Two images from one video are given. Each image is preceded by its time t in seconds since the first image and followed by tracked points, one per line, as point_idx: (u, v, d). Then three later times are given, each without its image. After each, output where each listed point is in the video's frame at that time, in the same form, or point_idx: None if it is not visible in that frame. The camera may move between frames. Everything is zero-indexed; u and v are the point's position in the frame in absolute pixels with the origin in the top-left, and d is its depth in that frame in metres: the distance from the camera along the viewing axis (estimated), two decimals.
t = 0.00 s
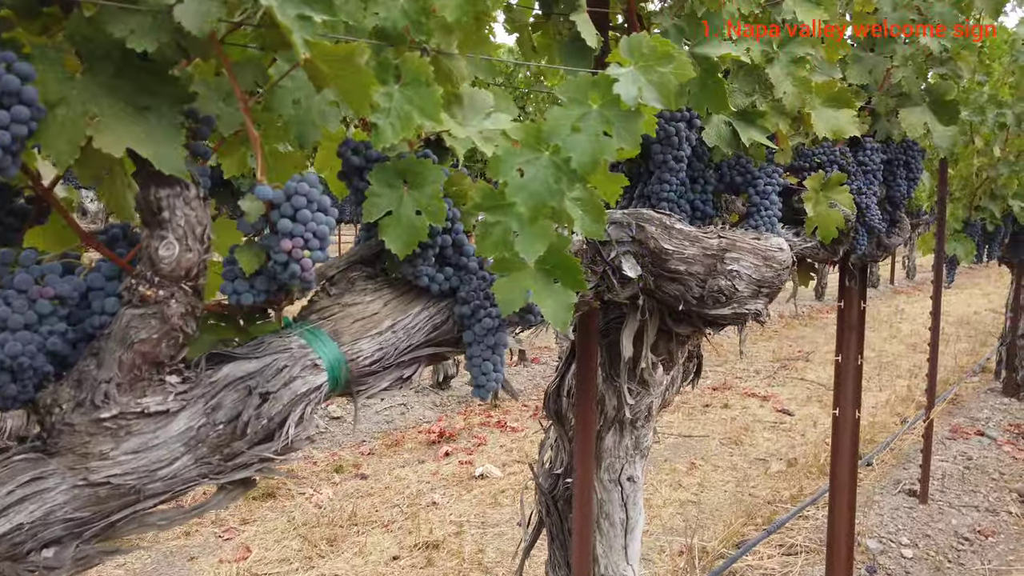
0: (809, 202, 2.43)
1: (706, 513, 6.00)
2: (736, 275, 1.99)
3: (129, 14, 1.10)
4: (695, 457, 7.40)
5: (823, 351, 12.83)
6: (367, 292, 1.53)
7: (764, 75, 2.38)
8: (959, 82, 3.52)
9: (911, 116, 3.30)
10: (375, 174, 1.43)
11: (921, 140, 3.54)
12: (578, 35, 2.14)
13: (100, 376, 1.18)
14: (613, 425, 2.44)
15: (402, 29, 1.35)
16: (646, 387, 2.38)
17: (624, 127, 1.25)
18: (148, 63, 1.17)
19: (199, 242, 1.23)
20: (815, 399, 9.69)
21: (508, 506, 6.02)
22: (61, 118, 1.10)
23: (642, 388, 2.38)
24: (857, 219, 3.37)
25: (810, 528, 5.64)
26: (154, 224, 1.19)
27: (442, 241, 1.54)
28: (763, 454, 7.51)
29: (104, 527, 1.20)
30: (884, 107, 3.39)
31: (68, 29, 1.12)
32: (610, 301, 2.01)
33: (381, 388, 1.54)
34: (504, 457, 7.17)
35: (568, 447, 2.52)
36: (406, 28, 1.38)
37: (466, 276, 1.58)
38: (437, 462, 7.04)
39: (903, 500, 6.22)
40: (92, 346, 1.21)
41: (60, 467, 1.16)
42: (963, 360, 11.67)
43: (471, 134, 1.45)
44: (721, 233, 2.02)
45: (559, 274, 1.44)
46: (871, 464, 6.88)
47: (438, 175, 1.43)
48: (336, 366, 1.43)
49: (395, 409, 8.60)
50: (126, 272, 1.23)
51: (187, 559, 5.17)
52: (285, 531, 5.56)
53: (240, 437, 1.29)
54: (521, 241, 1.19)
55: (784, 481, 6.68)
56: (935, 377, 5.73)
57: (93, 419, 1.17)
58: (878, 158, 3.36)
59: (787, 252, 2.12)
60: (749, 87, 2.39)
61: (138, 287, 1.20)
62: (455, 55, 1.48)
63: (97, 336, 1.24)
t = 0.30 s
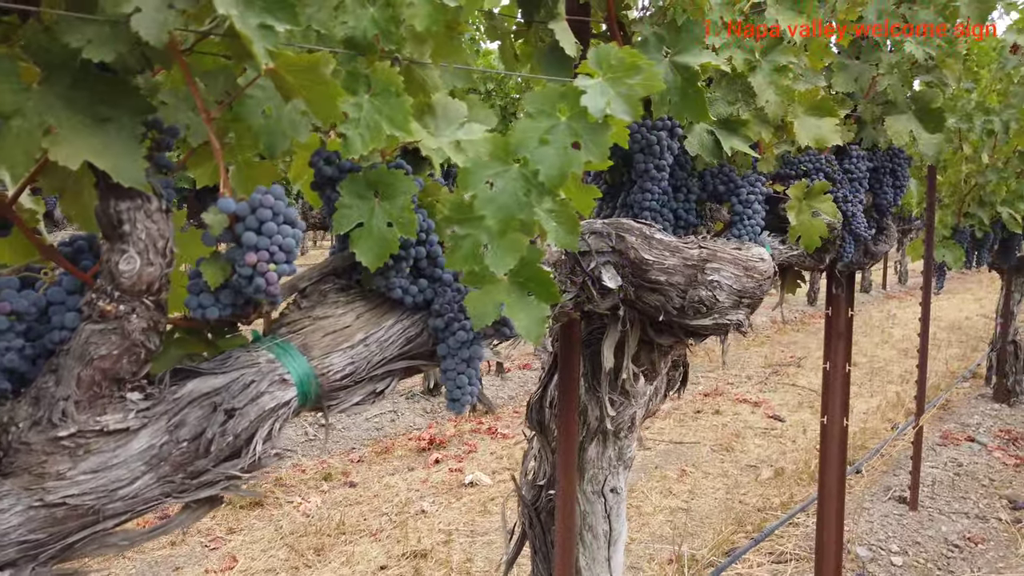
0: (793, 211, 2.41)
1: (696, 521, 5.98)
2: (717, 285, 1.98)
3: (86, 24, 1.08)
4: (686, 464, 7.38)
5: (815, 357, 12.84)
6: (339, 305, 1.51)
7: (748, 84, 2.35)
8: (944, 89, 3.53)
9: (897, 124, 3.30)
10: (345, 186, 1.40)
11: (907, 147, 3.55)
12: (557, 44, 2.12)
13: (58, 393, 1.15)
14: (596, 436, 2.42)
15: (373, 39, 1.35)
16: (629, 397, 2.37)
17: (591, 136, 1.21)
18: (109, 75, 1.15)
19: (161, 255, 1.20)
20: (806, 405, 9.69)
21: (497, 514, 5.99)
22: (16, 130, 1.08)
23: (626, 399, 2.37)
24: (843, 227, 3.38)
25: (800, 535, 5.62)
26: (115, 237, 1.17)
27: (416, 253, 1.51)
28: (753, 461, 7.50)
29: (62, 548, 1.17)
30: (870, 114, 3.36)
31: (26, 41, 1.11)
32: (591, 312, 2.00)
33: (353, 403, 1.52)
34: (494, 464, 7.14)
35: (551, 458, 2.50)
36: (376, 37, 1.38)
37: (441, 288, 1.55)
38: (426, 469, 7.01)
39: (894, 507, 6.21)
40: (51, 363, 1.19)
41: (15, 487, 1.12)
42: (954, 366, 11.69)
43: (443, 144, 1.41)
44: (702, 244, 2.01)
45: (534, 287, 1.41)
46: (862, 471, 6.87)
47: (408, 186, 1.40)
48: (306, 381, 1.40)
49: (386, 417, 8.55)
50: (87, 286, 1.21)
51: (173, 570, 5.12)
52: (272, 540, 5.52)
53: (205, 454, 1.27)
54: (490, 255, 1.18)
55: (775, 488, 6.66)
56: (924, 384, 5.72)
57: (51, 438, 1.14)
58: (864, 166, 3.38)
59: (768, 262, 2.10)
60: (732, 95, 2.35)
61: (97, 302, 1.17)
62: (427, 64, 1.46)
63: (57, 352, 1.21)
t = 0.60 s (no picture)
0: (775, 218, 2.40)
1: (686, 527, 5.95)
2: (696, 293, 1.96)
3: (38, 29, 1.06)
4: (677, 470, 7.36)
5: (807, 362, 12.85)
6: (308, 315, 1.48)
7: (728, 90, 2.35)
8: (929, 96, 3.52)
9: (881, 131, 3.29)
10: (313, 195, 1.37)
11: (893, 154, 3.55)
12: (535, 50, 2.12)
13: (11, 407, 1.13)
14: (578, 445, 2.40)
15: (340, 45, 1.33)
16: (611, 406, 2.35)
17: (556, 144, 1.15)
18: (65, 81, 1.13)
19: (119, 265, 1.17)
20: (797, 411, 9.69)
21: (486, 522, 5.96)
22: None
23: (608, 408, 2.34)
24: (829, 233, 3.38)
25: (790, 542, 5.61)
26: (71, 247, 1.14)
27: (387, 260, 1.49)
28: (744, 467, 7.48)
29: (16, 566, 1.14)
30: (854, 121, 3.35)
31: None
32: (570, 320, 1.98)
33: (323, 414, 1.49)
34: (484, 471, 7.10)
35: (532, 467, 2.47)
36: (343, 42, 1.35)
37: (412, 297, 1.53)
38: (416, 476, 6.97)
39: (884, 513, 6.19)
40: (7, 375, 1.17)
41: None
42: (945, 371, 11.71)
43: (412, 151, 1.38)
44: (681, 251, 1.99)
45: (506, 297, 1.39)
46: (852, 477, 6.86)
47: (378, 195, 1.37)
48: (273, 393, 1.37)
49: (376, 423, 8.52)
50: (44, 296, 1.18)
51: None
52: (259, 549, 5.48)
53: (165, 469, 1.24)
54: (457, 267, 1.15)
55: (765, 495, 6.64)
56: (913, 390, 5.72)
57: (4, 453, 1.12)
58: (849, 172, 3.38)
59: (748, 269, 2.08)
60: (712, 103, 2.37)
61: (53, 313, 1.14)
62: (398, 71, 1.46)
63: (14, 363, 1.19)
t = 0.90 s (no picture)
0: (752, 226, 2.38)
1: (675, 535, 5.92)
2: (668, 303, 1.94)
3: None
4: (667, 476, 7.33)
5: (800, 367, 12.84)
6: (265, 327, 1.46)
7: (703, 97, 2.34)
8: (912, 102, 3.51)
9: (863, 138, 3.28)
10: (269, 205, 1.35)
11: (875, 161, 3.55)
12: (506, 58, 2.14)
13: None
14: (554, 454, 2.38)
15: (294, 53, 1.30)
16: (586, 415, 2.33)
17: (505, 155, 1.14)
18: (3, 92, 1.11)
19: (61, 278, 1.16)
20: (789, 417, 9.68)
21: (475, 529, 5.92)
22: None
23: (583, 416, 2.33)
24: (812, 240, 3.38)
25: (779, 549, 5.58)
26: (11, 258, 1.12)
27: (348, 271, 1.47)
28: (735, 473, 7.46)
29: None
30: (836, 127, 3.36)
31: None
32: (541, 330, 1.95)
33: (281, 427, 1.46)
34: (473, 478, 7.07)
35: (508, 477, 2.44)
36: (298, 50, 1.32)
37: (374, 308, 1.51)
38: (405, 483, 6.92)
39: (874, 519, 6.17)
40: None
41: None
42: (938, 376, 11.71)
43: (369, 160, 1.37)
44: (652, 260, 1.98)
45: (464, 309, 1.37)
46: (842, 483, 6.84)
47: (335, 205, 1.34)
48: (227, 407, 1.35)
49: (366, 430, 8.48)
50: None
51: None
52: (244, 558, 5.43)
53: (111, 485, 1.22)
54: (408, 278, 1.16)
55: (756, 501, 6.61)
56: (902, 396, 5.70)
57: None
58: (831, 179, 3.39)
59: (721, 279, 2.06)
60: (688, 110, 2.33)
61: None
62: (358, 78, 1.41)
63: None
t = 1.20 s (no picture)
0: (727, 226, 2.35)
1: (665, 540, 5.87)
2: (636, 303, 1.90)
3: None
4: (659, 481, 7.28)
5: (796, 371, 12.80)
6: (211, 328, 1.42)
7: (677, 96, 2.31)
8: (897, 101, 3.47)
9: (846, 138, 3.25)
10: (211, 202, 1.31)
11: (860, 161, 3.52)
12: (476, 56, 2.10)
13: None
14: (527, 458, 2.33)
15: (234, 45, 1.25)
16: (559, 418, 2.28)
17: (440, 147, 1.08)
18: None
19: None
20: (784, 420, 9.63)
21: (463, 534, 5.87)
22: None
23: (556, 419, 2.28)
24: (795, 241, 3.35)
25: (769, 554, 5.53)
26: None
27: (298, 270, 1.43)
28: (728, 477, 7.41)
29: None
30: (819, 128, 3.31)
31: None
32: (508, 332, 1.92)
33: (228, 432, 1.42)
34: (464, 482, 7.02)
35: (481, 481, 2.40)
36: (239, 42, 1.27)
37: (326, 309, 1.46)
38: (395, 488, 6.87)
39: (866, 524, 6.13)
40: None
41: None
42: (934, 380, 11.66)
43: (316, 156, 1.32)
44: (621, 261, 1.94)
45: (414, 309, 1.33)
46: (835, 488, 6.79)
47: (278, 202, 1.30)
48: (168, 411, 1.31)
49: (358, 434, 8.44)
50: None
51: None
52: (230, 563, 5.38)
53: (39, 492, 1.19)
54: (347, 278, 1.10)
55: (748, 506, 6.57)
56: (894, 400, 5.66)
57: None
58: (815, 180, 3.37)
59: (692, 279, 2.03)
60: (661, 109, 2.30)
61: None
62: (306, 73, 1.36)
63: None
